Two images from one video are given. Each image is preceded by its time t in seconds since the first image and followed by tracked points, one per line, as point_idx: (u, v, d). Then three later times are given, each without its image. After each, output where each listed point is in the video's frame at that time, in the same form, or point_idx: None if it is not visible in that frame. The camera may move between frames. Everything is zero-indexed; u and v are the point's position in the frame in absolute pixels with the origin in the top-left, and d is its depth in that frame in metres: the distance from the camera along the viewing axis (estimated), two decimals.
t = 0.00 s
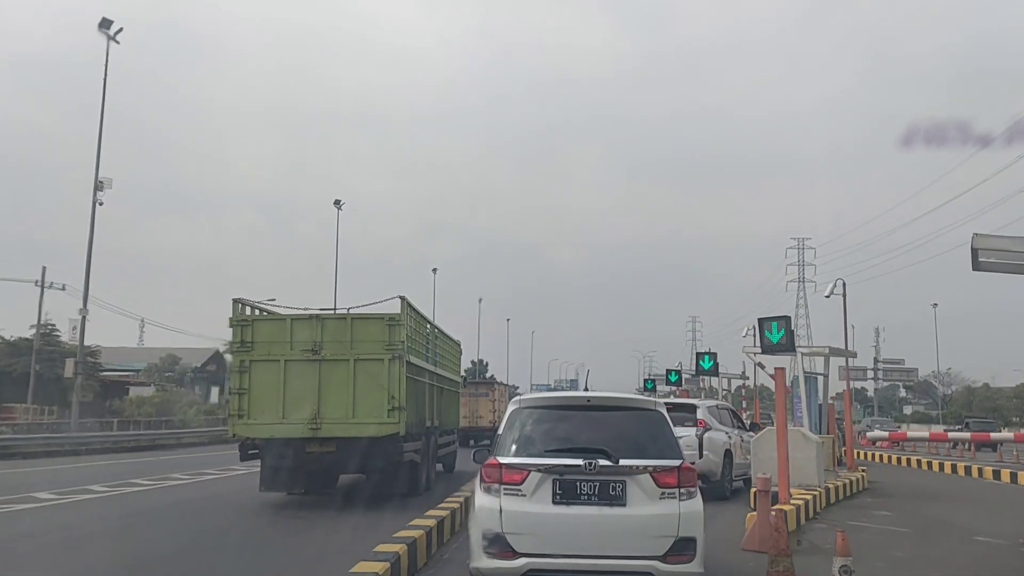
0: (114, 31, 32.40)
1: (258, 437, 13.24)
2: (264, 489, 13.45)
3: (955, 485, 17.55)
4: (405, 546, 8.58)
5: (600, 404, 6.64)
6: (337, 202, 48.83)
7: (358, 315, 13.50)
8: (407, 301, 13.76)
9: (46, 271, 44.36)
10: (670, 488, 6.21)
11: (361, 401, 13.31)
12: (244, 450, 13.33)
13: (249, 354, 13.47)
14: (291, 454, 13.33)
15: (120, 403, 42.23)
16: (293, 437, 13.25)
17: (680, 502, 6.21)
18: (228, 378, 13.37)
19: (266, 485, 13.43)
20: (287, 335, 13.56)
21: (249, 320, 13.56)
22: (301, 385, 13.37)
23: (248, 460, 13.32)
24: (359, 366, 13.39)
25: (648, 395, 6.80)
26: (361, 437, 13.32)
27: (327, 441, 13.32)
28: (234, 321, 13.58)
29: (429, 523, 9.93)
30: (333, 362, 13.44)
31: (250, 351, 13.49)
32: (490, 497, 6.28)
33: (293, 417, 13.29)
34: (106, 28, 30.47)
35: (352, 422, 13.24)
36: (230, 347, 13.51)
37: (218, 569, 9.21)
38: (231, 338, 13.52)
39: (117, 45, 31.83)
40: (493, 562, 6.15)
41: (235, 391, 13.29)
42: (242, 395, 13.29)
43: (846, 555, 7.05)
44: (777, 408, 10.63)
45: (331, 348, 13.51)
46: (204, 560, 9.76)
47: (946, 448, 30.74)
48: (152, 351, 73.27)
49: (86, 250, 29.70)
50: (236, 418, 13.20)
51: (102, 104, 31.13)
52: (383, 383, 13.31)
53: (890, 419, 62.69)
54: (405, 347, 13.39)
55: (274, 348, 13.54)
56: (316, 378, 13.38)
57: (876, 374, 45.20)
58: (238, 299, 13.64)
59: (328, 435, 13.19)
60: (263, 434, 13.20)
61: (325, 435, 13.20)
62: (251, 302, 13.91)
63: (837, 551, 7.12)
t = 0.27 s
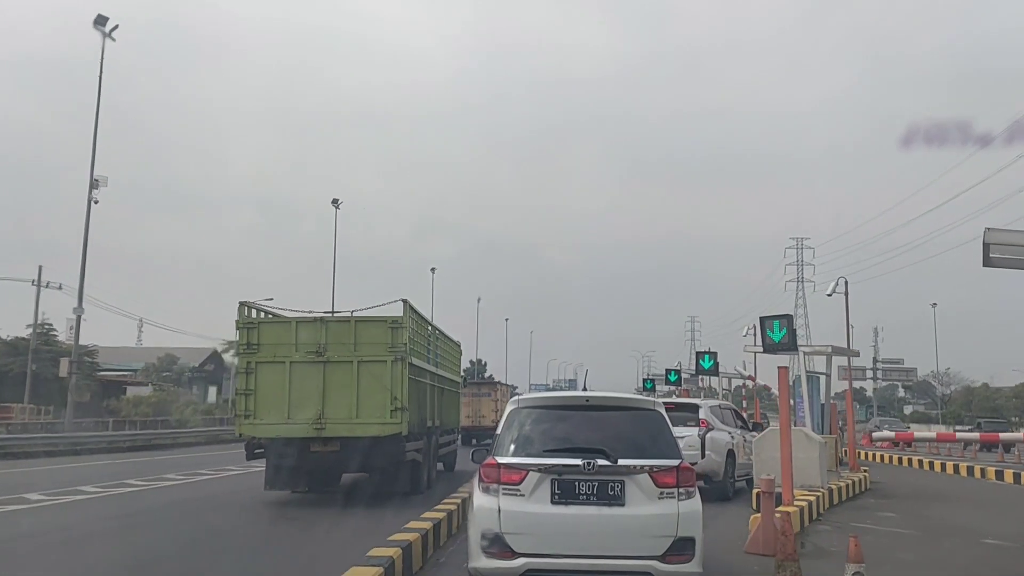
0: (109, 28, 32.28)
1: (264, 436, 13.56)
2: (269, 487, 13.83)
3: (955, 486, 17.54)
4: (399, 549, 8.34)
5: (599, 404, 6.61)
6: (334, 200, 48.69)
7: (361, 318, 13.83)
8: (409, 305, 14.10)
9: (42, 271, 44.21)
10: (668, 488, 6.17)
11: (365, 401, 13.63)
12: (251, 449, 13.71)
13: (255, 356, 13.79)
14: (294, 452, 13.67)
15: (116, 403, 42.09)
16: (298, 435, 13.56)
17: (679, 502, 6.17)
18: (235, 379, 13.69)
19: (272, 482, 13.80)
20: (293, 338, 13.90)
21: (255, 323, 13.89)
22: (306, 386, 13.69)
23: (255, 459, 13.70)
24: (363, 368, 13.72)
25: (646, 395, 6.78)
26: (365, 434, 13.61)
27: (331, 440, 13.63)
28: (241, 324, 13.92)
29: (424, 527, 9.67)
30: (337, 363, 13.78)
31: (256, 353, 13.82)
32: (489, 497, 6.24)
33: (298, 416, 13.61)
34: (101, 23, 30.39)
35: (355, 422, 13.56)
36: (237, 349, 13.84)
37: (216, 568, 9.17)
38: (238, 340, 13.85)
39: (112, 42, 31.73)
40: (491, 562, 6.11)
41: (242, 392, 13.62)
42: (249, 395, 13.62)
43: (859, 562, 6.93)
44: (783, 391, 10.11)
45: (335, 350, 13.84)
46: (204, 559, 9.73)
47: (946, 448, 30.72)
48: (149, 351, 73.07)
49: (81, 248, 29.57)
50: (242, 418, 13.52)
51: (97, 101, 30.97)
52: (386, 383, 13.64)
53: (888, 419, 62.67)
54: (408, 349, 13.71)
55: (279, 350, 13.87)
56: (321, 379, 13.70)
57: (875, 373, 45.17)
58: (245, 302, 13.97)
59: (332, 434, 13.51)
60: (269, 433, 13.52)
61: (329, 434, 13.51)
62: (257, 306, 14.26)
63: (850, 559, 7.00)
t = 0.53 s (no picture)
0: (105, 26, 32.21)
1: (269, 436, 13.65)
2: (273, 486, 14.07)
3: (956, 486, 17.50)
4: (392, 556, 8.06)
5: (597, 404, 6.57)
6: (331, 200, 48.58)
7: (364, 319, 13.87)
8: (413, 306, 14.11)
9: (38, 270, 44.07)
10: (667, 488, 6.14)
11: (369, 401, 13.68)
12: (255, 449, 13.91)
13: (261, 356, 13.87)
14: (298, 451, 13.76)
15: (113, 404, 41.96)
16: (303, 435, 13.65)
17: (677, 502, 6.14)
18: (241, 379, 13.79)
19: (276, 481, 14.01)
20: (298, 338, 13.96)
21: (261, 324, 13.96)
22: (311, 385, 13.75)
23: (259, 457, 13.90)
24: (366, 368, 13.76)
25: (644, 395, 6.74)
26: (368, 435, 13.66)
27: (336, 440, 13.70)
28: (247, 325, 13.99)
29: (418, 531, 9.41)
30: (341, 363, 13.82)
31: (262, 353, 13.90)
32: (487, 497, 6.21)
33: (303, 416, 13.68)
34: (96, 21, 30.36)
35: (359, 422, 13.63)
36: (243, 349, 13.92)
37: (214, 567, 9.12)
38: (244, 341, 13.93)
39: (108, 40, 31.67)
40: (489, 563, 6.08)
41: (248, 392, 13.71)
42: (254, 395, 13.71)
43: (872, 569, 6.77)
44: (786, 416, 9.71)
45: (339, 351, 13.88)
46: (202, 557, 9.69)
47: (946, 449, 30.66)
48: (146, 351, 72.89)
49: (76, 246, 29.46)
50: (248, 418, 13.63)
51: (91, 98, 30.82)
52: (390, 383, 13.68)
53: (888, 419, 62.62)
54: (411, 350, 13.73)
55: (285, 350, 13.94)
56: (325, 379, 13.75)
57: (874, 374, 45.10)
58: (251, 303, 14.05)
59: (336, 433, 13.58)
60: (274, 432, 13.61)
61: (333, 433, 13.58)
62: (263, 306, 14.32)
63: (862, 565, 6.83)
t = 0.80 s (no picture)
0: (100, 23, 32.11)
1: (274, 434, 14.08)
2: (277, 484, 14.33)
3: (957, 487, 17.45)
4: (384, 561, 7.84)
5: (596, 404, 6.53)
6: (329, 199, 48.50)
7: (367, 321, 14.40)
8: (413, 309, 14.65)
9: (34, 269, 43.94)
10: (665, 488, 6.10)
11: (370, 400, 14.18)
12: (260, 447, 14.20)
13: (267, 357, 14.38)
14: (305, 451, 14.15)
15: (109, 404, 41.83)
16: (307, 433, 14.10)
17: (676, 503, 6.10)
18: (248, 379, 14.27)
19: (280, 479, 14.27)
20: (302, 340, 14.48)
21: (267, 326, 14.48)
22: (315, 385, 14.23)
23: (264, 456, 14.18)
24: (369, 368, 14.28)
25: (643, 395, 6.70)
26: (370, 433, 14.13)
27: (338, 438, 14.16)
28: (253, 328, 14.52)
29: (413, 534, 9.17)
30: (344, 364, 14.31)
31: (267, 355, 14.40)
32: (485, 498, 6.17)
33: (307, 415, 14.15)
34: (91, 18, 30.29)
35: (361, 420, 14.10)
36: (250, 351, 14.42)
37: (210, 566, 9.07)
38: (251, 343, 14.43)
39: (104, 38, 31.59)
40: (486, 563, 6.05)
41: (254, 392, 14.19)
42: (260, 395, 14.17)
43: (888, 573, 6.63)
44: (790, 420, 9.56)
45: (342, 352, 14.40)
46: (199, 556, 9.66)
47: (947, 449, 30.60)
48: (143, 351, 72.72)
49: (72, 246, 29.38)
50: (254, 417, 14.09)
51: (85, 96, 30.66)
52: (391, 383, 14.17)
53: (887, 419, 62.58)
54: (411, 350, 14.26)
55: (290, 351, 14.45)
56: (328, 379, 14.24)
57: (873, 375, 45.04)
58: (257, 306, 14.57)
59: (339, 432, 14.04)
60: (278, 431, 14.04)
61: (336, 432, 14.04)
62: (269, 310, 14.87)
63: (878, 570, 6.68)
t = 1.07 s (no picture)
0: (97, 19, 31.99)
1: (280, 434, 14.22)
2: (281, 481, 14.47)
3: (957, 487, 17.39)
4: (376, 566, 7.54)
5: (594, 405, 6.49)
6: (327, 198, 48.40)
7: (371, 322, 14.58)
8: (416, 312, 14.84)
9: (29, 268, 43.81)
10: (664, 489, 6.05)
11: (374, 400, 14.33)
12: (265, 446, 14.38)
13: (273, 358, 14.55)
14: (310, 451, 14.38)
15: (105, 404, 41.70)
16: (311, 433, 14.24)
17: (674, 504, 6.05)
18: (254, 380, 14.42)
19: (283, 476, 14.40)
20: (308, 342, 14.66)
21: (273, 328, 14.66)
22: (319, 386, 14.38)
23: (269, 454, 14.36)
24: (372, 369, 14.43)
25: (641, 395, 6.66)
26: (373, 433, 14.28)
27: (342, 438, 14.30)
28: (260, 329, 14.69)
29: (407, 538, 8.91)
30: (348, 365, 14.47)
31: (273, 356, 14.57)
32: (483, 498, 6.12)
33: (312, 415, 14.29)
34: (87, 13, 30.19)
35: (365, 420, 14.25)
36: (256, 352, 14.60)
37: (205, 565, 9.00)
38: (257, 345, 14.61)
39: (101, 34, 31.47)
40: (484, 563, 6.00)
41: (260, 392, 14.34)
42: (266, 395, 14.32)
43: None
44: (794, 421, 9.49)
45: (346, 353, 14.57)
46: (194, 555, 9.59)
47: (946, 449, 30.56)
48: (139, 351, 72.53)
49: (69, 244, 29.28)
50: (260, 416, 14.23)
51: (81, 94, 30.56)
52: (395, 383, 14.33)
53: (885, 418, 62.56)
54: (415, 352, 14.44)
55: (295, 353, 14.62)
56: (332, 379, 14.39)
57: (872, 374, 45.00)
58: (263, 308, 14.75)
59: (343, 431, 14.18)
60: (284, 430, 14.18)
61: (340, 431, 14.18)
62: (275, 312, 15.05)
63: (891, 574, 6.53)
